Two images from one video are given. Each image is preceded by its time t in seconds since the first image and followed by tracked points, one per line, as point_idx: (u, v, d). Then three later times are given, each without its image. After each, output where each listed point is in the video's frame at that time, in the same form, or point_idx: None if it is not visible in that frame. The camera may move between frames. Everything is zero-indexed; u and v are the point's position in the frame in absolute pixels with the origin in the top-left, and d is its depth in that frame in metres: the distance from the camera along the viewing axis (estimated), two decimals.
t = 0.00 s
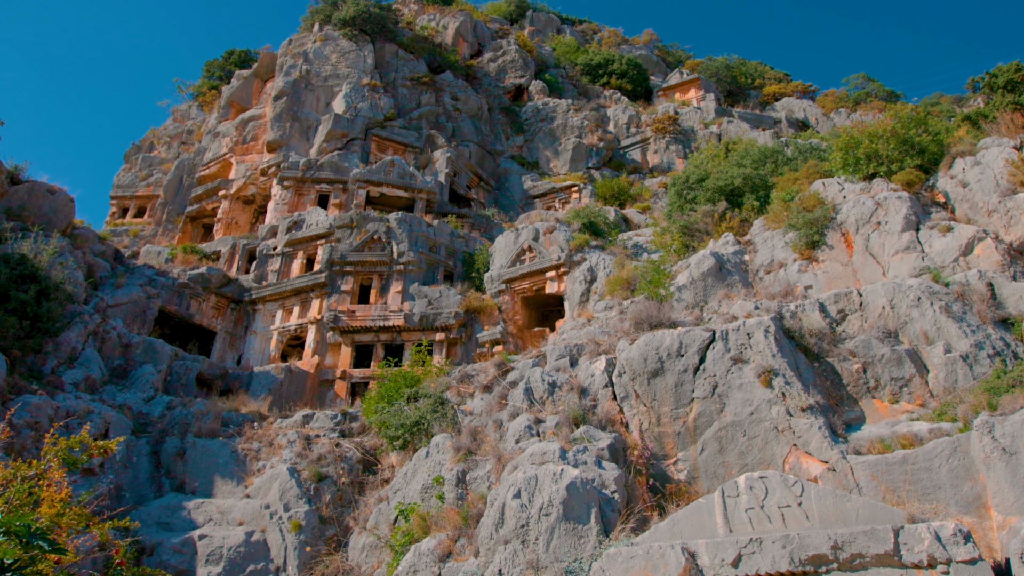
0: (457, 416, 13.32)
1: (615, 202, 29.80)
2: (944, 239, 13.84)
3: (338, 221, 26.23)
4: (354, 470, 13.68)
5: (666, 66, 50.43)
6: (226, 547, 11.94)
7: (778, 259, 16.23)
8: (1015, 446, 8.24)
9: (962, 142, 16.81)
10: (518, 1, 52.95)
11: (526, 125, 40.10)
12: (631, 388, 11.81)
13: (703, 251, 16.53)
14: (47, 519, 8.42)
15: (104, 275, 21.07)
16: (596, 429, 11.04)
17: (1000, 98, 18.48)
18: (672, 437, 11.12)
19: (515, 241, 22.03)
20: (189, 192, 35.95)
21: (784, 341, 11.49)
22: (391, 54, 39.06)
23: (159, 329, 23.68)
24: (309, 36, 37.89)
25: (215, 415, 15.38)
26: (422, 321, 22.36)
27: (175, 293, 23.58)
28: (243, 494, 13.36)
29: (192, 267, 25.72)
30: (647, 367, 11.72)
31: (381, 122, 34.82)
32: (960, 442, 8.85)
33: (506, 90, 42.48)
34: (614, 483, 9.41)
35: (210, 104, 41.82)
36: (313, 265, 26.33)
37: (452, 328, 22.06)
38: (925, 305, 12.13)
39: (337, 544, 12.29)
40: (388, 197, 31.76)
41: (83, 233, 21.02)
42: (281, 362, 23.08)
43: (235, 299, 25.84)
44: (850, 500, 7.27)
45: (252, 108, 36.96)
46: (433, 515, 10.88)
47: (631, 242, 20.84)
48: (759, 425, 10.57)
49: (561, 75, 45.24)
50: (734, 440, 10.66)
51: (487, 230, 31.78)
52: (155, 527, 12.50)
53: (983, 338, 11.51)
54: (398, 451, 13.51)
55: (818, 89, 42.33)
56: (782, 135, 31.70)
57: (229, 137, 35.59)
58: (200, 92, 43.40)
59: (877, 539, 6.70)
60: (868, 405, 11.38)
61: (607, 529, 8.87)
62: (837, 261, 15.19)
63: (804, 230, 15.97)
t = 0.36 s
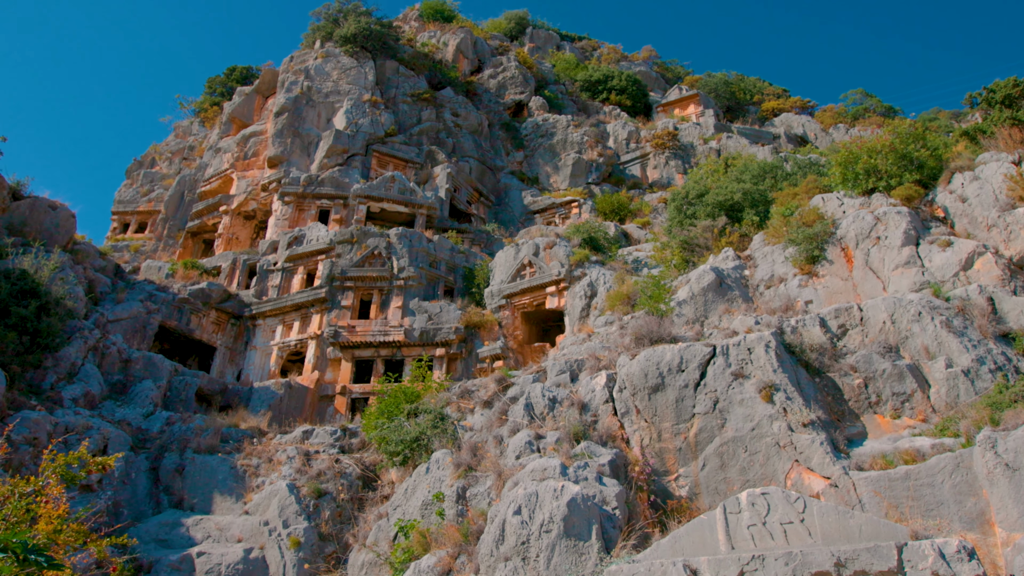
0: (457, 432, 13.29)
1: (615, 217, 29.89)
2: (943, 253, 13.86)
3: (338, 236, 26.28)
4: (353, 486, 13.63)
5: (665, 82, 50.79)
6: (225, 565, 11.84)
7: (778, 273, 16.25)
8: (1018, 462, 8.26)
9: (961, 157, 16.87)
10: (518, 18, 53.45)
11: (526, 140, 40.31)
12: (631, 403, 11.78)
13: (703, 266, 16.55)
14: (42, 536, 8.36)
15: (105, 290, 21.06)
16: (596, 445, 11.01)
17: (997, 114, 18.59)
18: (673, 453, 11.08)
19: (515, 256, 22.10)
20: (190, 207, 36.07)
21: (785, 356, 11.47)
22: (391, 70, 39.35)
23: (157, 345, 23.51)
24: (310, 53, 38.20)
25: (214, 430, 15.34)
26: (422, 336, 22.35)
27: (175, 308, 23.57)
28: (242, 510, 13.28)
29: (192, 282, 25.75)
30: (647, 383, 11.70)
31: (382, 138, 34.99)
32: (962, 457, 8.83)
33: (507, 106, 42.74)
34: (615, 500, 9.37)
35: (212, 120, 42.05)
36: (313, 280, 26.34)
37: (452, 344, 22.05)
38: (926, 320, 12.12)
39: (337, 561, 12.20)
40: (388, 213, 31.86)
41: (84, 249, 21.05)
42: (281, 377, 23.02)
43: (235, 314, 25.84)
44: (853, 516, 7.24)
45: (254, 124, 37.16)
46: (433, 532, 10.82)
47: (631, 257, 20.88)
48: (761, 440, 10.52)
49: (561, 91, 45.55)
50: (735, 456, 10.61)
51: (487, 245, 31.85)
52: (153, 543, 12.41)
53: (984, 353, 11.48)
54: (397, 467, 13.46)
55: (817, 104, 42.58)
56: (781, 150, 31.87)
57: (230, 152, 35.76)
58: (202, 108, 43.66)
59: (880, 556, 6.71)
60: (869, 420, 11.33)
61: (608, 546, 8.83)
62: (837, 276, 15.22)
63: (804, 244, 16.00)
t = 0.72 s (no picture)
0: (457, 447, 13.25)
1: (614, 232, 29.98)
2: (943, 267, 13.89)
3: (338, 251, 26.33)
4: (352, 502, 13.56)
5: (664, 97, 51.12)
6: None
7: (778, 287, 16.29)
8: (1021, 476, 8.23)
9: (959, 171, 16.95)
10: (517, 35, 53.93)
11: (526, 156, 40.50)
12: (631, 418, 11.75)
13: (703, 280, 16.58)
14: (40, 553, 8.30)
15: (104, 305, 21.05)
16: (596, 460, 10.98)
17: (994, 128, 18.69)
18: (673, 468, 11.03)
19: (515, 271, 22.13)
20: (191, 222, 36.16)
21: (785, 371, 11.45)
22: (391, 86, 39.62)
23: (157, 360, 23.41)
24: (311, 69, 38.50)
25: (213, 446, 15.29)
26: (422, 351, 22.31)
27: (175, 323, 23.53)
28: (241, 526, 13.19)
29: (192, 297, 25.75)
30: (647, 398, 11.68)
31: (382, 153, 35.14)
32: (964, 472, 8.80)
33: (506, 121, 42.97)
34: (616, 516, 9.32)
35: (213, 135, 42.25)
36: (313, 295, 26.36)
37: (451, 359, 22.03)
38: (926, 334, 12.13)
39: None
40: (388, 228, 31.94)
41: (84, 263, 21.05)
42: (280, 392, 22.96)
43: (235, 329, 25.82)
44: (855, 532, 7.20)
45: (254, 139, 37.34)
46: (433, 548, 10.76)
47: (631, 271, 20.92)
48: (762, 455, 10.48)
49: (560, 106, 45.82)
50: (737, 471, 10.56)
51: (487, 260, 31.91)
52: (151, 560, 12.32)
53: (985, 367, 11.47)
54: (397, 482, 13.41)
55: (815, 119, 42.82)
56: (780, 165, 31.99)
57: (231, 168, 35.94)
58: (203, 124, 43.89)
59: (884, 573, 6.69)
60: (871, 434, 11.30)
61: (609, 562, 8.78)
62: (836, 290, 15.24)
63: (804, 259, 16.03)
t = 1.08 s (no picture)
0: (456, 463, 13.20)
1: (614, 247, 30.05)
2: (942, 282, 13.91)
3: (338, 265, 26.35)
4: (350, 518, 13.47)
5: (662, 113, 51.44)
6: None
7: (778, 302, 16.31)
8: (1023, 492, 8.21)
9: (957, 186, 17.02)
10: (517, 51, 54.38)
11: (526, 171, 40.67)
12: (631, 433, 11.72)
13: (702, 295, 16.60)
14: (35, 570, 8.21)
15: (104, 319, 21.03)
16: (596, 476, 10.94)
17: (991, 143, 18.79)
18: (674, 484, 10.97)
19: (514, 285, 22.14)
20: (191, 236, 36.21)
21: (785, 386, 11.42)
22: (392, 102, 39.87)
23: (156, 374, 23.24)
24: (311, 84, 38.75)
25: (211, 461, 15.22)
26: (421, 366, 22.26)
27: (174, 337, 23.47)
28: (238, 543, 13.10)
29: (192, 312, 25.73)
30: (647, 413, 11.66)
31: (382, 168, 35.28)
32: (966, 488, 8.78)
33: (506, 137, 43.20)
34: (616, 532, 9.28)
35: (213, 150, 42.43)
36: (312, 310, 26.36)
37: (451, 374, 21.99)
38: (926, 348, 12.12)
39: None
40: (388, 243, 32.01)
41: (84, 278, 21.05)
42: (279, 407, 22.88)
43: (234, 344, 25.77)
44: (857, 549, 7.18)
45: (255, 154, 37.51)
46: (432, 565, 10.68)
47: (630, 286, 20.97)
48: (762, 471, 10.43)
49: (560, 121, 46.09)
50: (738, 487, 10.50)
51: (486, 275, 31.96)
52: None
53: (986, 382, 11.45)
54: (395, 498, 13.35)
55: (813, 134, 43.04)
56: (778, 180, 32.12)
57: (231, 183, 36.06)
58: (204, 139, 44.11)
59: None
60: (872, 449, 11.25)
61: None
62: (836, 305, 15.26)
63: (803, 274, 16.06)
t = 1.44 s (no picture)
0: (456, 478, 13.15)
1: (613, 261, 30.11)
2: (941, 296, 13.93)
3: (337, 279, 26.38)
4: (349, 534, 13.40)
5: (661, 127, 51.71)
6: None
7: (778, 316, 16.33)
8: None
9: (956, 201, 17.10)
10: (516, 66, 54.77)
11: (525, 186, 40.81)
12: (632, 448, 11.68)
13: (702, 310, 16.62)
14: None
15: (102, 334, 20.99)
16: (596, 492, 10.90)
17: (989, 158, 18.87)
18: (674, 499, 10.92)
19: (514, 300, 22.17)
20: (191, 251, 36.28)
21: (785, 401, 11.38)
22: (392, 117, 40.09)
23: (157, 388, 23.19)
24: (312, 99, 38.98)
25: (210, 476, 15.18)
26: (421, 380, 22.23)
27: (172, 352, 23.36)
28: (236, 558, 13.00)
29: (191, 326, 25.71)
30: (647, 428, 11.63)
31: (382, 183, 35.40)
32: (968, 503, 8.77)
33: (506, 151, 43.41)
34: (616, 548, 9.23)
35: (213, 164, 42.60)
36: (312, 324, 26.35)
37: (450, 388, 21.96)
38: (926, 363, 12.12)
39: None
40: (388, 257, 32.05)
41: (83, 292, 21.05)
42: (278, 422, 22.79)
43: (233, 358, 25.73)
44: (860, 565, 7.18)
45: (255, 169, 37.67)
46: None
47: (630, 300, 21.01)
48: (763, 486, 10.38)
49: (559, 136, 46.34)
50: (739, 502, 10.45)
51: (486, 289, 31.98)
52: None
53: (986, 397, 11.43)
54: (394, 514, 13.29)
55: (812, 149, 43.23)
56: (777, 195, 32.25)
57: (231, 198, 36.20)
58: (205, 154, 44.31)
59: None
60: (873, 465, 11.20)
61: None
62: (836, 319, 15.26)
63: (803, 288, 16.09)
